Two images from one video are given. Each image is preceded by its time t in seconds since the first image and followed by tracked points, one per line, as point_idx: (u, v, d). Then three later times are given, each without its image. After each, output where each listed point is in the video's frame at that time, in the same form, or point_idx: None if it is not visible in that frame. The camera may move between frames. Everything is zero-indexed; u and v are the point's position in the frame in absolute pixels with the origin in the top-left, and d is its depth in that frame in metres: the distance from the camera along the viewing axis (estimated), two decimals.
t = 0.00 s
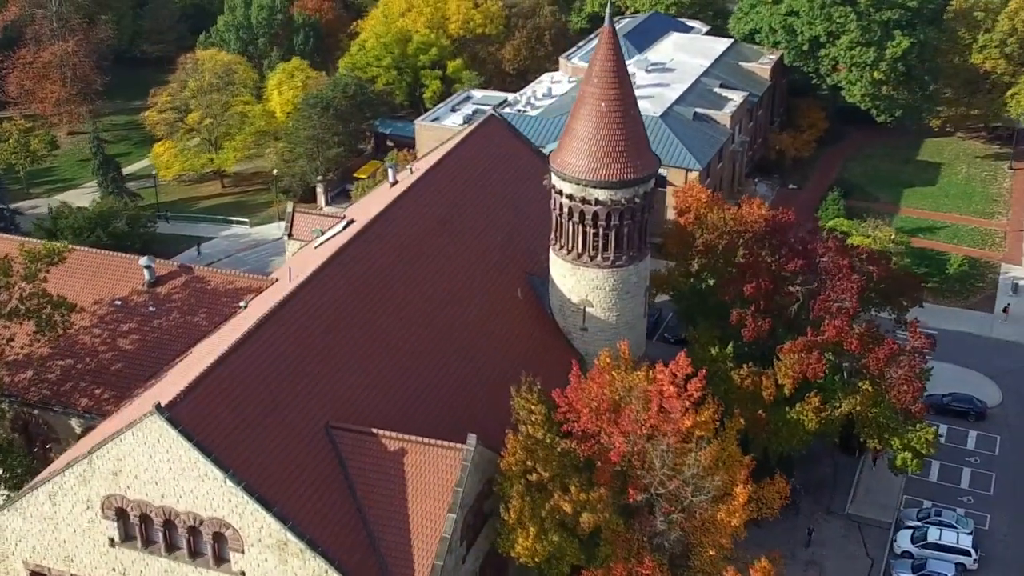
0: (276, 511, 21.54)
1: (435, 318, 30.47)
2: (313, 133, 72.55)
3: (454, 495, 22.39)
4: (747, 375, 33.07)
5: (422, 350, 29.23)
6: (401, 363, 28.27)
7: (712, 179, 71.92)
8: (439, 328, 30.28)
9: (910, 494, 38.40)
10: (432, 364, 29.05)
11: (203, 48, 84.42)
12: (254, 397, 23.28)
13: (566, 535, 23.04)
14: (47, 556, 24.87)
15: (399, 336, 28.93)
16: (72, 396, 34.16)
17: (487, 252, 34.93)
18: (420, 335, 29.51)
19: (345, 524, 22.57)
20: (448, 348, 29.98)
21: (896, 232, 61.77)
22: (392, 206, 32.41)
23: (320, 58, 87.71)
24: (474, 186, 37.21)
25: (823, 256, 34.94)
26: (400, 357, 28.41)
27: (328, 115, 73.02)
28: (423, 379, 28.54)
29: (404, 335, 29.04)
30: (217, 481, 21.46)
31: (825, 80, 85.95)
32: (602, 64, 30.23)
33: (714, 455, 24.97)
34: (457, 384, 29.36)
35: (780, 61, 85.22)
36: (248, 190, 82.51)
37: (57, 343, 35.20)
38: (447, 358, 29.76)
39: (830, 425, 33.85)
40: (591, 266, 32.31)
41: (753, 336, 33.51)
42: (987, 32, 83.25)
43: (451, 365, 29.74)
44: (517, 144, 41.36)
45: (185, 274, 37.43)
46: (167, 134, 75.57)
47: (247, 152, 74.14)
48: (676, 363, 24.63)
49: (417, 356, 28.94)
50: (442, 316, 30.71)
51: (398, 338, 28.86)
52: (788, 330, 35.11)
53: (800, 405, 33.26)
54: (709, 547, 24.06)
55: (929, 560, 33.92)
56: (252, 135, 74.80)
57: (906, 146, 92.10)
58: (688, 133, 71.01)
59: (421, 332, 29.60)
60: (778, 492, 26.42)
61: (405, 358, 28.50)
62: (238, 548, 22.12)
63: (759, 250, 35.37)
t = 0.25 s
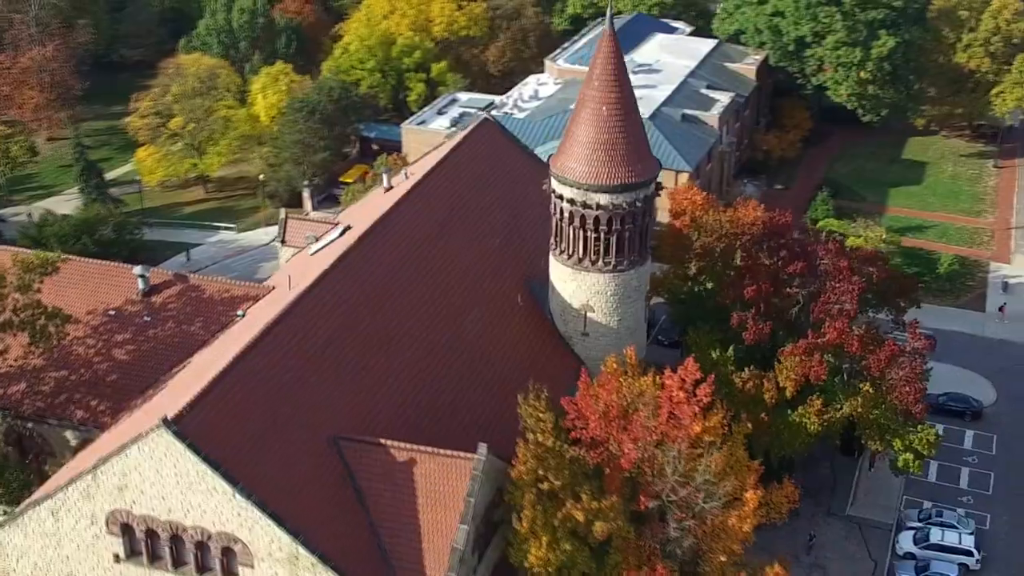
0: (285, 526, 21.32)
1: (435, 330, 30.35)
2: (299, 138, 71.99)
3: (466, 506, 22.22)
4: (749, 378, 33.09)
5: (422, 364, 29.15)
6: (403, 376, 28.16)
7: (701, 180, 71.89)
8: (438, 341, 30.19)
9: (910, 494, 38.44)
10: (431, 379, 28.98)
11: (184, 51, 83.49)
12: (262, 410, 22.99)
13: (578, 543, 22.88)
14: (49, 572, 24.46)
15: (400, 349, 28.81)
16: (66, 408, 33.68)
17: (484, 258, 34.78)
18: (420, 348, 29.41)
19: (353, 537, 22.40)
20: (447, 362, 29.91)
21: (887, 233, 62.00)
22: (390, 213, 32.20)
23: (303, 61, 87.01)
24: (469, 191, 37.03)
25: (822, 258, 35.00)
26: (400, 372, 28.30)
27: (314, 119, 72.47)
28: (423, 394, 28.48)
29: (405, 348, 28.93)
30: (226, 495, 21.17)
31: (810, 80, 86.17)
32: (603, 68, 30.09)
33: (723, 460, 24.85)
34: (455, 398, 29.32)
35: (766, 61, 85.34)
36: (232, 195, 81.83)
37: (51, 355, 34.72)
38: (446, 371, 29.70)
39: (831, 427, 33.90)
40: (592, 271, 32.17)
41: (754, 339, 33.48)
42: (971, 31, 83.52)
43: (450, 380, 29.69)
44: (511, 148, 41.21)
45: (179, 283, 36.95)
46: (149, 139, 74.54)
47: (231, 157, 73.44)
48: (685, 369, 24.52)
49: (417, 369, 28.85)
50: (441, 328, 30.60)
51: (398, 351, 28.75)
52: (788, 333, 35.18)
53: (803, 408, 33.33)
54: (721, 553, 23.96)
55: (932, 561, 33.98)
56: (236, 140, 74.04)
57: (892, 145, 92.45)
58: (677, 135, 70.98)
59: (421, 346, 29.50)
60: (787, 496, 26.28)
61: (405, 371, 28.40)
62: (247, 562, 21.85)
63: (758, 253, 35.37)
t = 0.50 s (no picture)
0: (294, 540, 21.08)
1: (434, 340, 30.22)
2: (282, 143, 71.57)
3: (476, 517, 22.07)
4: (749, 381, 32.93)
5: (422, 376, 29.02)
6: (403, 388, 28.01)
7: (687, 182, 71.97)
8: (437, 351, 30.07)
9: (907, 496, 38.55)
10: (431, 390, 28.85)
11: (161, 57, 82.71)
12: (269, 423, 22.74)
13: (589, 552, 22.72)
14: None
15: (400, 360, 28.67)
16: (59, 422, 33.31)
17: (482, 264, 34.61)
18: (420, 359, 29.27)
19: (362, 549, 22.22)
20: (446, 373, 29.80)
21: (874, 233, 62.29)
22: (387, 220, 31.98)
23: (282, 66, 86.40)
24: (464, 196, 36.83)
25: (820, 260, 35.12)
26: (400, 383, 28.15)
27: (297, 124, 72.19)
28: (423, 405, 28.35)
29: (404, 357, 28.82)
30: (234, 511, 20.88)
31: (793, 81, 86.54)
32: (603, 73, 30.01)
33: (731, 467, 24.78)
34: (454, 410, 29.22)
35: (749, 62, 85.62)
36: (213, 202, 81.02)
37: (43, 368, 34.24)
38: (445, 382, 29.58)
39: (831, 429, 33.90)
40: (591, 276, 32.04)
41: (753, 342, 33.46)
42: (951, 31, 84.23)
43: (449, 391, 29.59)
44: (503, 153, 41.07)
45: (173, 293, 36.45)
46: (127, 145, 73.81)
47: (212, 163, 73.00)
48: (693, 376, 24.53)
49: (417, 381, 28.72)
50: (440, 338, 30.47)
51: (399, 362, 28.61)
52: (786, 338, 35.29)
53: (802, 411, 33.29)
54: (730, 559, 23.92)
55: (933, 562, 34.09)
56: (217, 146, 73.61)
57: (873, 145, 92.98)
58: (663, 137, 71.04)
59: (421, 356, 29.37)
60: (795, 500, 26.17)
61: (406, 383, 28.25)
62: None
63: (753, 257, 35.41)
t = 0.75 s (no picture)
0: (304, 555, 20.85)
1: (432, 349, 30.07)
2: (264, 149, 70.93)
3: (486, 528, 21.95)
4: (747, 385, 32.94)
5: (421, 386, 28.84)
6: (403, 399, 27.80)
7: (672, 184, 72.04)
8: (435, 360, 29.89)
9: (902, 496, 38.71)
10: (430, 400, 28.66)
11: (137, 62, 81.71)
12: (273, 436, 22.50)
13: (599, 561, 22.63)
14: None
15: (399, 371, 28.47)
16: (52, 437, 32.81)
17: (477, 271, 34.47)
18: (419, 369, 29.10)
19: (371, 563, 22.03)
20: (445, 383, 29.62)
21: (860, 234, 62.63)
22: (382, 229, 31.76)
23: (260, 71, 85.60)
24: (457, 203, 36.66)
25: (816, 263, 35.20)
26: (399, 394, 27.95)
27: (278, 129, 71.07)
28: (422, 416, 28.15)
29: (403, 367, 28.64)
30: (242, 527, 20.63)
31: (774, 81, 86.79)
32: (599, 79, 29.95)
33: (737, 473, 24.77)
34: (454, 419, 29.07)
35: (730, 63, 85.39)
36: (191, 208, 80.16)
37: (33, 382, 33.74)
38: (444, 392, 29.40)
39: (829, 431, 33.94)
40: (589, 282, 31.95)
41: (751, 346, 33.45)
42: (929, 31, 84.90)
43: (447, 401, 29.42)
44: (493, 158, 40.92)
45: (163, 304, 35.93)
46: (105, 152, 73.18)
47: (193, 169, 72.63)
48: (699, 383, 24.56)
49: (416, 392, 28.54)
50: (438, 347, 30.32)
51: (397, 372, 28.42)
52: (782, 342, 35.37)
53: (801, 415, 33.31)
54: (738, 565, 23.88)
55: (931, 562, 34.25)
56: (196, 151, 73.16)
57: (853, 145, 93.50)
58: (647, 139, 71.06)
59: (420, 366, 29.20)
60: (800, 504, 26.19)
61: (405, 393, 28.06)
62: None
63: (747, 260, 35.51)
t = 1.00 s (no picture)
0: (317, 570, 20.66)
1: (430, 357, 29.89)
2: (243, 155, 70.21)
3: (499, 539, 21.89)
4: (746, 388, 32.99)
5: (421, 395, 28.68)
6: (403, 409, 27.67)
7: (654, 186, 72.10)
8: (435, 369, 29.75)
9: (897, 496, 38.95)
10: (431, 409, 28.51)
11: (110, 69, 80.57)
12: (280, 449, 22.32)
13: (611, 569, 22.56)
14: None
15: (399, 380, 28.27)
16: (44, 453, 32.36)
17: (472, 276, 34.31)
18: (419, 378, 28.96)
19: None
20: (444, 391, 29.49)
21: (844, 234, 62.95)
22: (377, 236, 31.50)
23: (235, 76, 84.68)
24: (450, 208, 36.46)
25: (811, 265, 35.29)
26: (400, 403, 27.76)
27: (256, 135, 70.26)
28: (423, 424, 27.99)
29: (402, 376, 28.44)
30: (254, 544, 20.40)
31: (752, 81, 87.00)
32: (596, 83, 29.89)
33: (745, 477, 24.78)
34: (454, 427, 28.94)
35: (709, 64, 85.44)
36: (168, 215, 79.07)
37: (22, 398, 33.19)
38: (444, 401, 29.26)
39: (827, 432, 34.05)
40: (587, 287, 31.86)
41: (749, 348, 33.48)
42: (905, 30, 85.59)
43: (447, 409, 29.30)
44: (483, 163, 40.75)
45: (155, 315, 35.46)
46: (79, 160, 72.20)
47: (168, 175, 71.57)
48: (707, 388, 24.57)
49: (417, 401, 28.39)
50: (437, 355, 30.16)
51: (397, 381, 28.23)
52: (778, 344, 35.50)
53: (799, 417, 33.40)
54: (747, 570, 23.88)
55: (930, 562, 34.47)
56: (173, 157, 72.32)
57: (830, 144, 94.06)
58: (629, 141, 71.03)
59: (419, 375, 29.07)
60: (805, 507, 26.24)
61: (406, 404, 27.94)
62: None
63: (741, 262, 35.59)
